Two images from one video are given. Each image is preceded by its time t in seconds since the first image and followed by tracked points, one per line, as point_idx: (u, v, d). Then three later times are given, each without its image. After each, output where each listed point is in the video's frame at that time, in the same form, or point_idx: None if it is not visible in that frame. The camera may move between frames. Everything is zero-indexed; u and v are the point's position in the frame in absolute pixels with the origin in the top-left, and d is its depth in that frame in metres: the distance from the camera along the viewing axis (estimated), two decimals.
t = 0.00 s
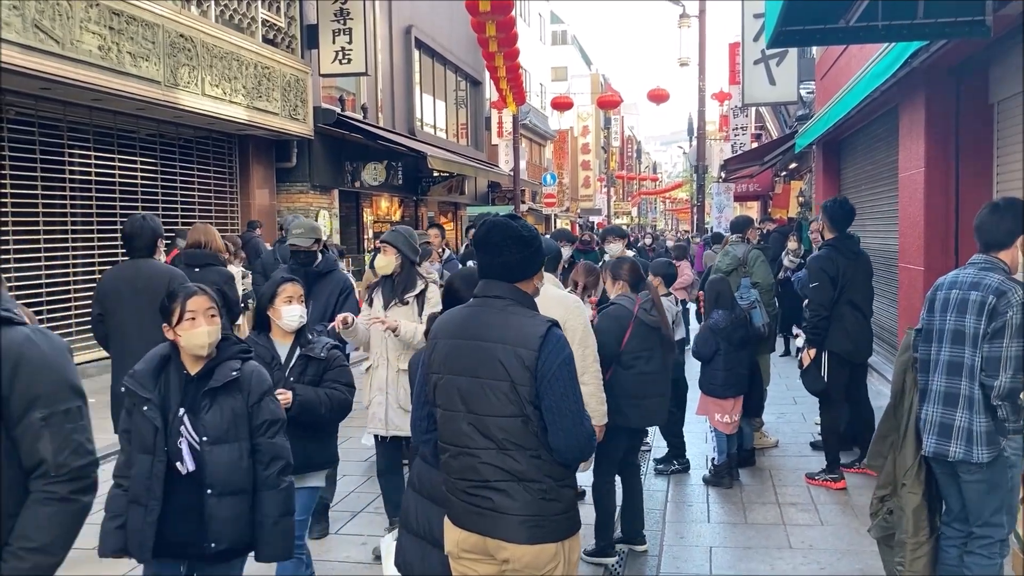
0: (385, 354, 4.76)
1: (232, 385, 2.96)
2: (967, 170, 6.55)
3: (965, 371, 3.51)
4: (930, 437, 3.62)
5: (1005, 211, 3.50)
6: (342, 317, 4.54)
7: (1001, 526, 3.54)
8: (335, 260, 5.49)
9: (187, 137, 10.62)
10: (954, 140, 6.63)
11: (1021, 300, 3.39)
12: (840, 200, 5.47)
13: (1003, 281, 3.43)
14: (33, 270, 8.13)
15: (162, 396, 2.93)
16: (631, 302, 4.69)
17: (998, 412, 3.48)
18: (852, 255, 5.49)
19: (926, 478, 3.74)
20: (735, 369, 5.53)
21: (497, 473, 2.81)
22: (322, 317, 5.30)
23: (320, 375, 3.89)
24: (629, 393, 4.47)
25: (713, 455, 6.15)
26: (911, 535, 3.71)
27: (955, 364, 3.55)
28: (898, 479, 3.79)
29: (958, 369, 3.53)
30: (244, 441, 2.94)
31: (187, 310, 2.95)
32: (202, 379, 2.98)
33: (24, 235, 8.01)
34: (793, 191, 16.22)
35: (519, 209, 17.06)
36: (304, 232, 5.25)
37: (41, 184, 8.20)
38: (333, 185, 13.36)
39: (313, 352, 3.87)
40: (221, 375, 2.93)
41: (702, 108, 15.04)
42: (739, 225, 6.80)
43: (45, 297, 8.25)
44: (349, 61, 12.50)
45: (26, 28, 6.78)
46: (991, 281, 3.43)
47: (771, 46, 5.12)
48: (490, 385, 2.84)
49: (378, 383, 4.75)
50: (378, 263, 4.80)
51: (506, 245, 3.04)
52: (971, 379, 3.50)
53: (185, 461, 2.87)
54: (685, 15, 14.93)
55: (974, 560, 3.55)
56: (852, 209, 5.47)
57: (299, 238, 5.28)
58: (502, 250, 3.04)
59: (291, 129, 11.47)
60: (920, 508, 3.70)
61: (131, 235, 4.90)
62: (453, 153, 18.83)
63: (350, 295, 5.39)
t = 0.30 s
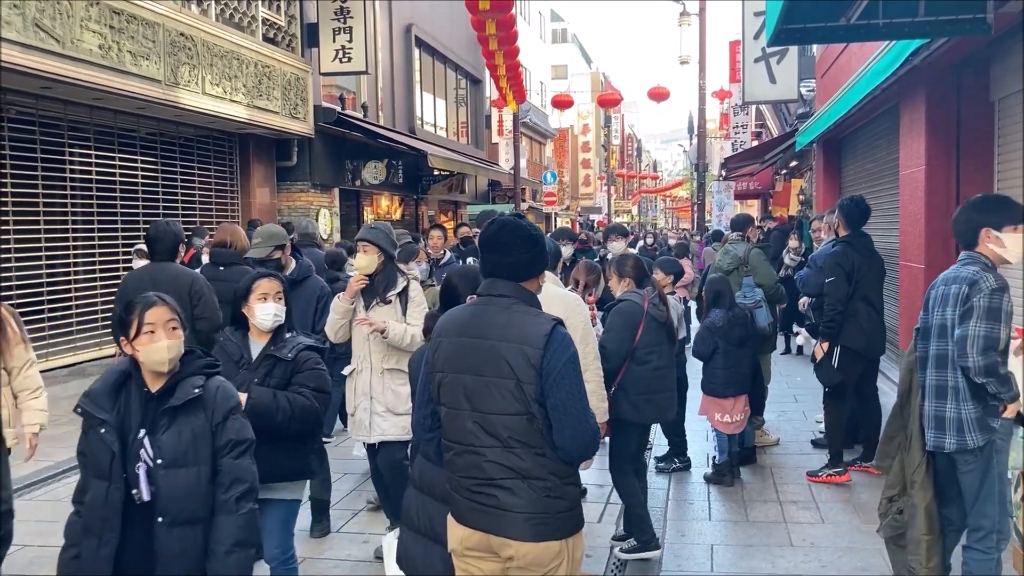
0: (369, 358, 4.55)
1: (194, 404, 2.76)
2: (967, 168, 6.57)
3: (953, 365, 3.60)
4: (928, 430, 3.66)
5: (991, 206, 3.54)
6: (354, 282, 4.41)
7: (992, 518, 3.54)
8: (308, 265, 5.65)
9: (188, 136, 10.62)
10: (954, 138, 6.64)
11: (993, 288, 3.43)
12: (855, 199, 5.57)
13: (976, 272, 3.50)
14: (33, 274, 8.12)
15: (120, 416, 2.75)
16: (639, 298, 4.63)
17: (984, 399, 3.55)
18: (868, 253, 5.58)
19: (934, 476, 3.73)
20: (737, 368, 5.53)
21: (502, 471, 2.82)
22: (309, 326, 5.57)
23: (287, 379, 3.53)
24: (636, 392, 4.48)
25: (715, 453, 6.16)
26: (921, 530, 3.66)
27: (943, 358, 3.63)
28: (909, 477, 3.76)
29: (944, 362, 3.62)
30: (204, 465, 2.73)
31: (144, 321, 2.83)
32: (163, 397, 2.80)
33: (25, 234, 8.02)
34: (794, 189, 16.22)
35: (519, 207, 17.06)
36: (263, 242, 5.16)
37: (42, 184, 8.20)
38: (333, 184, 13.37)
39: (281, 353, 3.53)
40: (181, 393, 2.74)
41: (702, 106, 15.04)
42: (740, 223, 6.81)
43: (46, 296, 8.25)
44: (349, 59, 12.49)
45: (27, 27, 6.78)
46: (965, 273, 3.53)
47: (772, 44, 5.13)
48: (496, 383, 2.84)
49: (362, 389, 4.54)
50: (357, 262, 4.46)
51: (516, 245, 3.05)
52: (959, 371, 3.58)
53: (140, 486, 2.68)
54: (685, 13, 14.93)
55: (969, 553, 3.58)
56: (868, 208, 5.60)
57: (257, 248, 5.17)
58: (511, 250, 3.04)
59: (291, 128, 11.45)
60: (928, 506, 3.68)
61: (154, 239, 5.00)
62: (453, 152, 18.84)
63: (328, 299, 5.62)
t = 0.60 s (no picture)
0: (350, 372, 4.31)
1: (143, 413, 2.73)
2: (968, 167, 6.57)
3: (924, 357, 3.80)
4: (904, 420, 3.79)
5: (953, 207, 3.85)
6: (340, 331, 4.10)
7: (973, 507, 3.61)
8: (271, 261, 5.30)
9: (187, 135, 10.62)
10: (953, 137, 6.65)
11: (948, 280, 3.70)
12: (860, 196, 5.58)
13: (936, 267, 3.78)
14: (33, 275, 8.08)
15: (60, 428, 2.70)
16: (638, 296, 4.62)
17: (951, 388, 3.69)
18: (873, 251, 5.58)
19: (925, 468, 3.77)
20: (738, 365, 5.55)
21: (505, 468, 2.81)
22: (271, 327, 5.17)
23: (249, 396, 3.42)
24: (642, 391, 4.49)
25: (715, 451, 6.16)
26: (910, 517, 3.69)
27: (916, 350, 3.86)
28: (900, 468, 3.81)
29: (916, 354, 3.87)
30: (158, 480, 2.71)
31: (84, 325, 2.75)
32: (108, 407, 2.74)
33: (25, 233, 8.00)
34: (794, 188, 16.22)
35: (520, 207, 17.08)
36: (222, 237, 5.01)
37: (42, 183, 8.19)
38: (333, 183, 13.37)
39: (240, 368, 3.40)
40: (129, 403, 2.69)
41: (703, 104, 15.04)
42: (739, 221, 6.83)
43: (46, 296, 8.21)
44: (349, 58, 12.49)
45: (26, 26, 6.78)
46: (929, 269, 3.81)
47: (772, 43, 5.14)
48: (499, 380, 2.83)
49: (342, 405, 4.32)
50: (337, 269, 4.27)
51: (521, 243, 3.04)
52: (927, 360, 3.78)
53: (83, 506, 2.66)
54: (685, 12, 14.94)
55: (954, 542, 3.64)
56: (874, 204, 5.59)
57: (218, 244, 5.01)
58: (517, 249, 3.03)
59: (290, 127, 11.44)
60: (921, 496, 3.70)
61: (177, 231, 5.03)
62: (453, 151, 18.86)
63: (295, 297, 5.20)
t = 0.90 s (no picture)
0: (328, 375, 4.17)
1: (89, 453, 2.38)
2: (966, 166, 6.59)
3: (906, 358, 3.95)
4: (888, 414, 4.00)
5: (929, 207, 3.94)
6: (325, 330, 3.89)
7: (940, 498, 3.69)
8: (246, 268, 4.92)
9: (186, 136, 10.60)
10: (952, 137, 6.66)
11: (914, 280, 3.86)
12: (855, 195, 5.57)
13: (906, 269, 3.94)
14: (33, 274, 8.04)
15: None
16: (637, 297, 4.64)
17: (929, 387, 3.79)
18: (872, 251, 5.57)
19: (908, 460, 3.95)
20: (741, 365, 5.55)
21: (506, 467, 2.81)
22: (248, 336, 4.75)
23: (217, 402, 3.30)
24: (644, 393, 4.48)
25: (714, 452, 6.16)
26: (887, 506, 3.89)
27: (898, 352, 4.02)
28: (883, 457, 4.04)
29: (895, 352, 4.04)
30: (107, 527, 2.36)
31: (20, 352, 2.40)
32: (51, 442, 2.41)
33: (24, 234, 7.99)
34: (793, 188, 16.25)
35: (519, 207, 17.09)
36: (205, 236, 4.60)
37: (41, 184, 8.18)
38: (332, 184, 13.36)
39: (207, 374, 3.28)
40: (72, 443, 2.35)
41: (702, 104, 15.06)
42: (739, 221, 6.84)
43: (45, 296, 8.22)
44: (349, 59, 12.50)
45: (24, 26, 6.77)
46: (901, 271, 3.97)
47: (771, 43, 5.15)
48: (502, 379, 2.83)
49: (317, 410, 4.17)
50: (320, 267, 4.19)
51: (527, 244, 3.04)
52: (909, 360, 3.92)
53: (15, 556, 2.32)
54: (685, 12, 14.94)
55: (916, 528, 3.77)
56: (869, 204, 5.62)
57: (197, 244, 4.58)
58: (523, 250, 3.04)
59: (289, 127, 11.43)
60: (897, 482, 3.89)
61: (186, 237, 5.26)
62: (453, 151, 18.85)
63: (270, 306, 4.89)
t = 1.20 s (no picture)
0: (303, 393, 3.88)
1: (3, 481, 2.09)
2: (965, 167, 6.59)
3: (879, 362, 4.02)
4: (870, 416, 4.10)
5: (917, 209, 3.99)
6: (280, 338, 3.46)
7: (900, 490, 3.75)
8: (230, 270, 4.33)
9: (185, 137, 10.59)
10: (951, 138, 6.66)
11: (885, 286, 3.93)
12: (850, 196, 5.56)
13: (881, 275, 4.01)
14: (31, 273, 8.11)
15: None
16: (643, 297, 4.61)
17: (896, 389, 3.87)
18: (870, 251, 5.56)
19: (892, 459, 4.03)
20: (742, 365, 5.55)
21: (507, 468, 2.80)
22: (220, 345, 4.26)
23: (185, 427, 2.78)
24: (644, 395, 4.47)
25: (714, 452, 6.15)
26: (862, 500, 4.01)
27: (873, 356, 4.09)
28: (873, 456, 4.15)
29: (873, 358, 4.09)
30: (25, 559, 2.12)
31: None
32: None
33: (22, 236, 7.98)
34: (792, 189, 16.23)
35: (518, 207, 17.08)
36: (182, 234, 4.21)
37: (39, 185, 8.18)
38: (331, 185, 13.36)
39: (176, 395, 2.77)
40: None
41: (702, 105, 15.06)
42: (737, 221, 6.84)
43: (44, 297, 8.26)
44: (347, 60, 12.49)
45: (22, 27, 6.75)
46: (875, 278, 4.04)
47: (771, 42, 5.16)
48: (502, 380, 2.82)
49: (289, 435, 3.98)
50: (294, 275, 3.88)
51: (528, 244, 3.04)
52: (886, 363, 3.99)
53: None
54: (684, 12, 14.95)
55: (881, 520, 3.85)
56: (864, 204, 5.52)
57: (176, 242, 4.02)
58: (524, 251, 3.03)
59: (287, 128, 11.41)
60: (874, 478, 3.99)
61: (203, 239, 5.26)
62: (452, 152, 18.84)
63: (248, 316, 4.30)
